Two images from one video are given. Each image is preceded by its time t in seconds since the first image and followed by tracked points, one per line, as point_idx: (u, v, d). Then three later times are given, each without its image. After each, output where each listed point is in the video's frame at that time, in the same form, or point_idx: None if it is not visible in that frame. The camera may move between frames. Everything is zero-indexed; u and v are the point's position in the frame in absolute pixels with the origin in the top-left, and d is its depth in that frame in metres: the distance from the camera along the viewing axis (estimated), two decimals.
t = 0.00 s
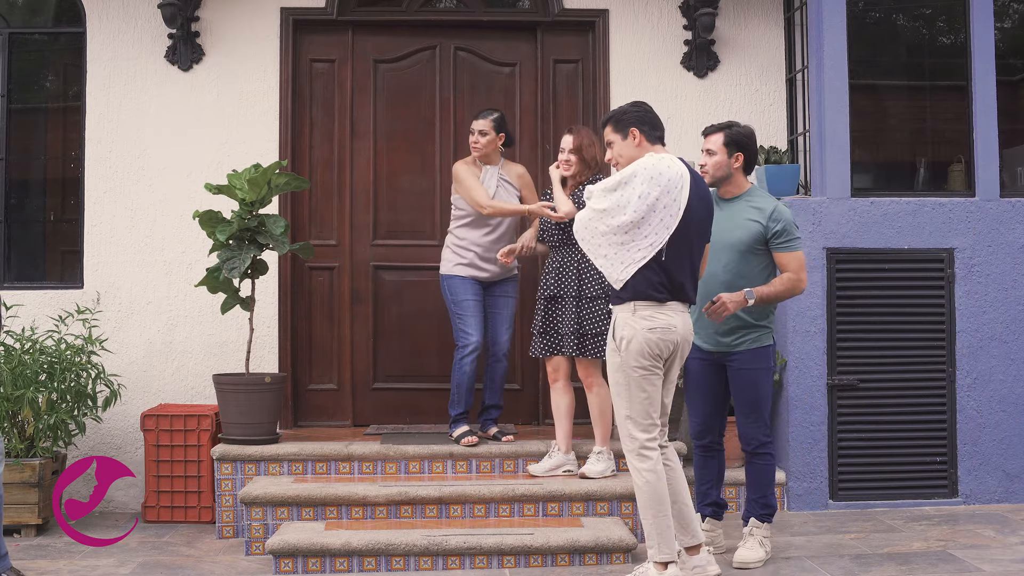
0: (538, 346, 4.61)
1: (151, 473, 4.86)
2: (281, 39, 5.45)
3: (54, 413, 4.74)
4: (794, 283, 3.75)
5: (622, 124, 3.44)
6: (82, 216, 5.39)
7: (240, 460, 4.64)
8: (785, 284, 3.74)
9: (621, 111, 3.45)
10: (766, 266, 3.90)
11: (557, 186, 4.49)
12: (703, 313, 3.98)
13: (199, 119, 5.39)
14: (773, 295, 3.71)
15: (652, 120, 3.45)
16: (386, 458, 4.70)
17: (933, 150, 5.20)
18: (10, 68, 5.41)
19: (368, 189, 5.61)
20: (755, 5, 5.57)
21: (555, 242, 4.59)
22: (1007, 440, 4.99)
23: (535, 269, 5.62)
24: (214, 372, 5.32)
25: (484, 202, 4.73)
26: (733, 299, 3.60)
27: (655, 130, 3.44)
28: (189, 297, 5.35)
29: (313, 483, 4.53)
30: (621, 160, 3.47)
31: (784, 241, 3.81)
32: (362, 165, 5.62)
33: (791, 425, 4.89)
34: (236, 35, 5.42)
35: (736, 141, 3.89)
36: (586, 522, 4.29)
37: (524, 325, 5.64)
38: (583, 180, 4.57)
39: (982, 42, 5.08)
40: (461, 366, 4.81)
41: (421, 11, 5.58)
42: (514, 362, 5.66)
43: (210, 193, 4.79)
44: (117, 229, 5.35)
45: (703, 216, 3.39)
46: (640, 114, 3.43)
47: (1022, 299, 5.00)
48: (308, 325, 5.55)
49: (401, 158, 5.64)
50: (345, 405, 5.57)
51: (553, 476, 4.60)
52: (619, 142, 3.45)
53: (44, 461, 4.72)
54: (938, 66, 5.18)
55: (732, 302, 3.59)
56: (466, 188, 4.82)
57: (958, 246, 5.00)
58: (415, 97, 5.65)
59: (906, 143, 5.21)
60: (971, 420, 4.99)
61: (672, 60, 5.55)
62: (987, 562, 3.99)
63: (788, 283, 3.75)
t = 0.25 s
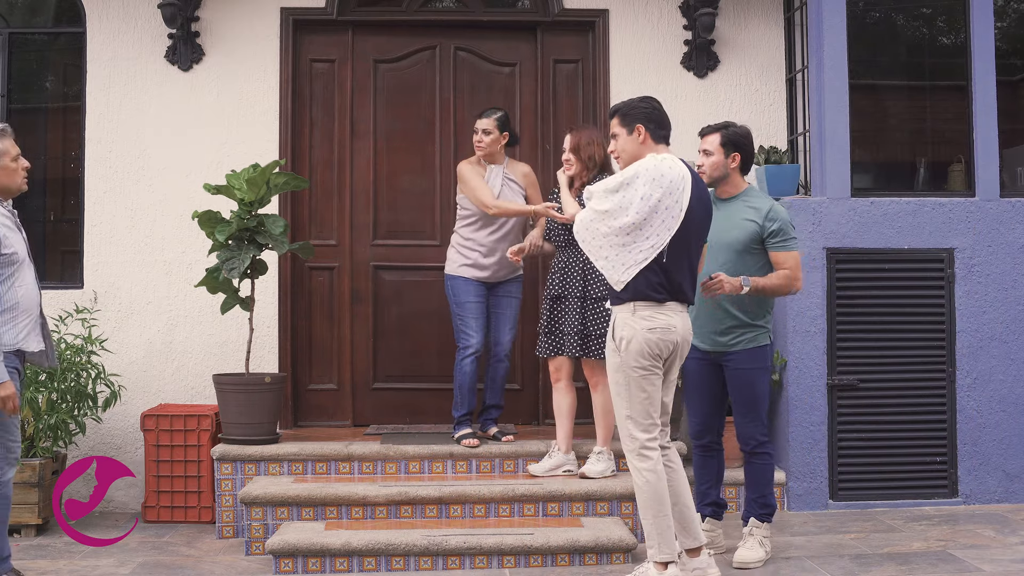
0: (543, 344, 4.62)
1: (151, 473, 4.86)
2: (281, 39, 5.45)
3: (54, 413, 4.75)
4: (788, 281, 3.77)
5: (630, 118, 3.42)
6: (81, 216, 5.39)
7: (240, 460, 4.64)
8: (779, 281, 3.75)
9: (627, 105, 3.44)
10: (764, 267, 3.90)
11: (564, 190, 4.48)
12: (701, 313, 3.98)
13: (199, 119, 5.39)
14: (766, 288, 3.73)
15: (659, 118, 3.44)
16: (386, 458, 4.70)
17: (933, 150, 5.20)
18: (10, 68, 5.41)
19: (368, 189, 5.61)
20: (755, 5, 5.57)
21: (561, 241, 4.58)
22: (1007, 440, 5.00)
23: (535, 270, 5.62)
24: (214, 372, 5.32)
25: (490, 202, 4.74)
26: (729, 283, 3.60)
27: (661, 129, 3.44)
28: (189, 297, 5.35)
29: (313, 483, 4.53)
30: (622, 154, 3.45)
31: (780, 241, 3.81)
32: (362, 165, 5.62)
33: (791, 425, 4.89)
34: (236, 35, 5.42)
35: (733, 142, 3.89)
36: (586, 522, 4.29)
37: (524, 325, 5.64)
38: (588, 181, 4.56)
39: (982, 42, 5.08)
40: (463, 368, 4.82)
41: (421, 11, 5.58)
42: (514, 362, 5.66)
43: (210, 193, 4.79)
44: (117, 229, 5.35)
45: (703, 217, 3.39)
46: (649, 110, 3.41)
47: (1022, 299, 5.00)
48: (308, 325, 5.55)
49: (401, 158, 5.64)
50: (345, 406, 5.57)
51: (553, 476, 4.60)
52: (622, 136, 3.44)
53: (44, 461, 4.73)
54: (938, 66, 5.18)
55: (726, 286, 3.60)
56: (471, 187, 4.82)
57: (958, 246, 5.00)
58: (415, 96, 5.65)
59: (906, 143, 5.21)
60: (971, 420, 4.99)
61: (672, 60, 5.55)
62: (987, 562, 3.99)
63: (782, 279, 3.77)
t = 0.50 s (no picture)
0: (546, 345, 4.63)
1: (151, 473, 4.85)
2: (281, 39, 5.45)
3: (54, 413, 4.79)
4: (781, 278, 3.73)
5: (638, 116, 3.43)
6: (81, 217, 5.39)
7: (240, 460, 4.64)
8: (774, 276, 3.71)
9: (636, 103, 3.44)
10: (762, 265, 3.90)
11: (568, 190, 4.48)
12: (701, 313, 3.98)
13: (199, 119, 5.39)
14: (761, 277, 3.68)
15: (668, 117, 3.44)
16: (386, 458, 4.70)
17: (933, 150, 5.20)
18: (10, 69, 5.42)
19: (368, 189, 5.61)
20: (755, 5, 5.57)
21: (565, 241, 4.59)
22: (1007, 440, 5.00)
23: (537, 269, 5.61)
24: (214, 372, 5.32)
25: (490, 202, 4.74)
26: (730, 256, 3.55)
27: (669, 128, 3.43)
28: (189, 297, 5.35)
29: (313, 483, 4.53)
30: (629, 152, 3.47)
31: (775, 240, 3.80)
32: (362, 165, 5.62)
33: (791, 425, 4.89)
34: (236, 35, 5.41)
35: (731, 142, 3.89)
36: (586, 522, 4.29)
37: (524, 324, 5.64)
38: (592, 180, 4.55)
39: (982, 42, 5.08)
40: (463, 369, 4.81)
41: (421, 11, 5.58)
42: (514, 362, 5.66)
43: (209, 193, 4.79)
44: (117, 229, 5.35)
45: (708, 217, 3.38)
46: (657, 108, 3.41)
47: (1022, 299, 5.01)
48: (308, 325, 5.55)
49: (401, 158, 5.64)
50: (345, 406, 5.57)
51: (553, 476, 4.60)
52: (629, 134, 3.46)
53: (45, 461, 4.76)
54: (938, 66, 5.18)
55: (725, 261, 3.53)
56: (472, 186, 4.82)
57: (958, 246, 5.00)
58: (415, 96, 5.65)
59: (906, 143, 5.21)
60: (971, 420, 4.99)
61: (672, 60, 5.55)
62: (987, 562, 3.99)
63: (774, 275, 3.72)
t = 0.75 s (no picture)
0: (548, 346, 4.63)
1: (151, 473, 4.86)
2: (281, 39, 5.45)
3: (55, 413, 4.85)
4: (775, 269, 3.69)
5: (645, 116, 3.43)
6: (81, 217, 5.39)
7: (240, 460, 4.64)
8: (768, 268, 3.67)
9: (644, 103, 3.44)
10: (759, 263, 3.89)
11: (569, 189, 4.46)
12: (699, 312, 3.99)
13: (199, 119, 5.39)
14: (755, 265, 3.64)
15: (675, 117, 3.44)
16: (386, 458, 4.70)
17: (933, 150, 5.20)
18: (10, 69, 5.42)
19: (368, 189, 5.61)
20: (755, 5, 5.57)
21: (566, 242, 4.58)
22: (1007, 440, 5.00)
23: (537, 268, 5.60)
24: (214, 372, 5.32)
25: (490, 202, 4.74)
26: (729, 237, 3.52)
27: (675, 128, 3.43)
28: (189, 297, 5.35)
29: (313, 483, 4.53)
30: (636, 151, 3.47)
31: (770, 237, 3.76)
32: (361, 165, 5.62)
33: (791, 425, 4.89)
34: (236, 35, 5.41)
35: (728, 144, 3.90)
36: (586, 522, 4.29)
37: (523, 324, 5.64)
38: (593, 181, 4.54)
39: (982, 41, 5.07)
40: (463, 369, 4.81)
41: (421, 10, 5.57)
42: (514, 361, 5.66)
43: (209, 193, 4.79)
44: (117, 229, 5.35)
45: (715, 219, 3.38)
46: (665, 108, 3.42)
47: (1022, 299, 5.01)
48: (308, 325, 5.55)
49: (401, 158, 5.64)
50: (345, 406, 5.57)
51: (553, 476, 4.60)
52: (636, 134, 3.45)
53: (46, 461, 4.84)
54: (938, 66, 5.18)
55: (721, 240, 3.52)
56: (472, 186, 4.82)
57: (958, 246, 5.00)
58: (415, 96, 5.65)
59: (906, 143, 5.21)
60: (971, 420, 4.99)
61: (672, 60, 5.55)
62: (987, 562, 3.99)
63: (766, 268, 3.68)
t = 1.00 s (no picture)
0: (549, 346, 4.63)
1: (151, 473, 4.86)
2: (280, 39, 5.45)
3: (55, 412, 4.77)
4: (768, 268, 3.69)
5: (651, 116, 3.43)
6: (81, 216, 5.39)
7: (240, 460, 4.64)
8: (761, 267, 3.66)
9: (650, 103, 3.44)
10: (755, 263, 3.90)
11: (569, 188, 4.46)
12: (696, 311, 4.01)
13: (199, 119, 5.39)
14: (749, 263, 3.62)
15: (682, 117, 3.43)
16: (386, 458, 4.70)
17: (933, 150, 5.20)
18: (10, 68, 5.41)
19: (368, 189, 5.61)
20: (755, 5, 5.57)
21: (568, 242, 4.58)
22: (1007, 440, 5.00)
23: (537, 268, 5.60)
24: (214, 372, 5.32)
25: (489, 202, 4.73)
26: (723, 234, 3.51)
27: (682, 128, 3.42)
28: (189, 297, 5.35)
29: (313, 483, 4.53)
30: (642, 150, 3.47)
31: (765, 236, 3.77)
32: (362, 165, 5.62)
33: (792, 426, 4.89)
34: (236, 35, 5.41)
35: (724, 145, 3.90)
36: (586, 522, 4.29)
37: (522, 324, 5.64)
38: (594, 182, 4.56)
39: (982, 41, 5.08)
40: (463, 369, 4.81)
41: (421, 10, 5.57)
42: (514, 361, 5.66)
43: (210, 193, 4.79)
44: (117, 229, 5.35)
45: (719, 221, 3.38)
46: (671, 109, 3.41)
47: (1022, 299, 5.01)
48: (308, 325, 5.55)
49: (401, 158, 5.64)
50: (345, 406, 5.57)
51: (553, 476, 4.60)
52: (641, 134, 3.46)
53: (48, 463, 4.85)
54: (938, 66, 5.18)
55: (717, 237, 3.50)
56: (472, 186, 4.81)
57: (958, 246, 5.00)
58: (415, 96, 5.65)
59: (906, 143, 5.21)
60: (971, 420, 4.99)
61: (672, 60, 5.55)
62: (987, 562, 3.99)
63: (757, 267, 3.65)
